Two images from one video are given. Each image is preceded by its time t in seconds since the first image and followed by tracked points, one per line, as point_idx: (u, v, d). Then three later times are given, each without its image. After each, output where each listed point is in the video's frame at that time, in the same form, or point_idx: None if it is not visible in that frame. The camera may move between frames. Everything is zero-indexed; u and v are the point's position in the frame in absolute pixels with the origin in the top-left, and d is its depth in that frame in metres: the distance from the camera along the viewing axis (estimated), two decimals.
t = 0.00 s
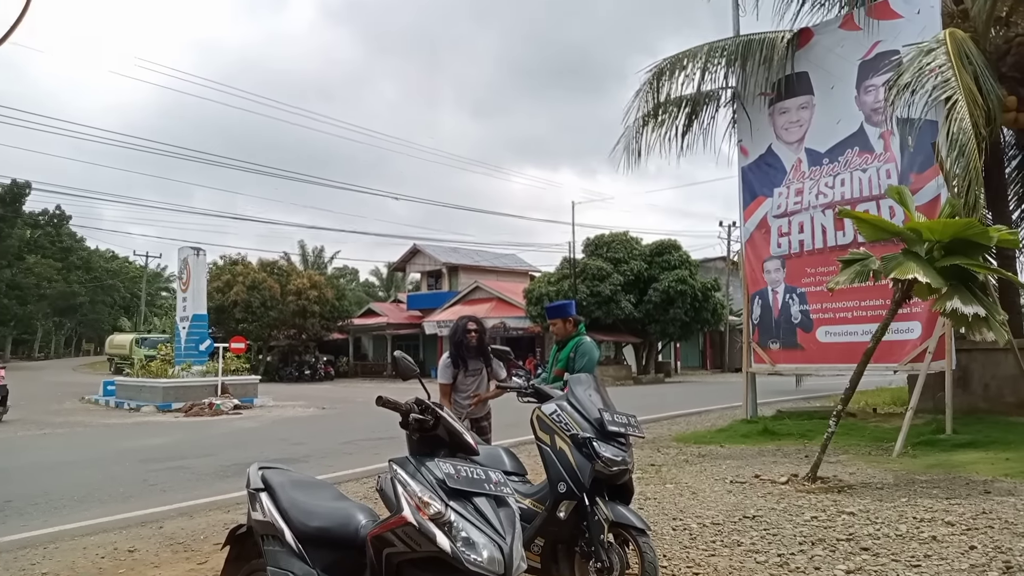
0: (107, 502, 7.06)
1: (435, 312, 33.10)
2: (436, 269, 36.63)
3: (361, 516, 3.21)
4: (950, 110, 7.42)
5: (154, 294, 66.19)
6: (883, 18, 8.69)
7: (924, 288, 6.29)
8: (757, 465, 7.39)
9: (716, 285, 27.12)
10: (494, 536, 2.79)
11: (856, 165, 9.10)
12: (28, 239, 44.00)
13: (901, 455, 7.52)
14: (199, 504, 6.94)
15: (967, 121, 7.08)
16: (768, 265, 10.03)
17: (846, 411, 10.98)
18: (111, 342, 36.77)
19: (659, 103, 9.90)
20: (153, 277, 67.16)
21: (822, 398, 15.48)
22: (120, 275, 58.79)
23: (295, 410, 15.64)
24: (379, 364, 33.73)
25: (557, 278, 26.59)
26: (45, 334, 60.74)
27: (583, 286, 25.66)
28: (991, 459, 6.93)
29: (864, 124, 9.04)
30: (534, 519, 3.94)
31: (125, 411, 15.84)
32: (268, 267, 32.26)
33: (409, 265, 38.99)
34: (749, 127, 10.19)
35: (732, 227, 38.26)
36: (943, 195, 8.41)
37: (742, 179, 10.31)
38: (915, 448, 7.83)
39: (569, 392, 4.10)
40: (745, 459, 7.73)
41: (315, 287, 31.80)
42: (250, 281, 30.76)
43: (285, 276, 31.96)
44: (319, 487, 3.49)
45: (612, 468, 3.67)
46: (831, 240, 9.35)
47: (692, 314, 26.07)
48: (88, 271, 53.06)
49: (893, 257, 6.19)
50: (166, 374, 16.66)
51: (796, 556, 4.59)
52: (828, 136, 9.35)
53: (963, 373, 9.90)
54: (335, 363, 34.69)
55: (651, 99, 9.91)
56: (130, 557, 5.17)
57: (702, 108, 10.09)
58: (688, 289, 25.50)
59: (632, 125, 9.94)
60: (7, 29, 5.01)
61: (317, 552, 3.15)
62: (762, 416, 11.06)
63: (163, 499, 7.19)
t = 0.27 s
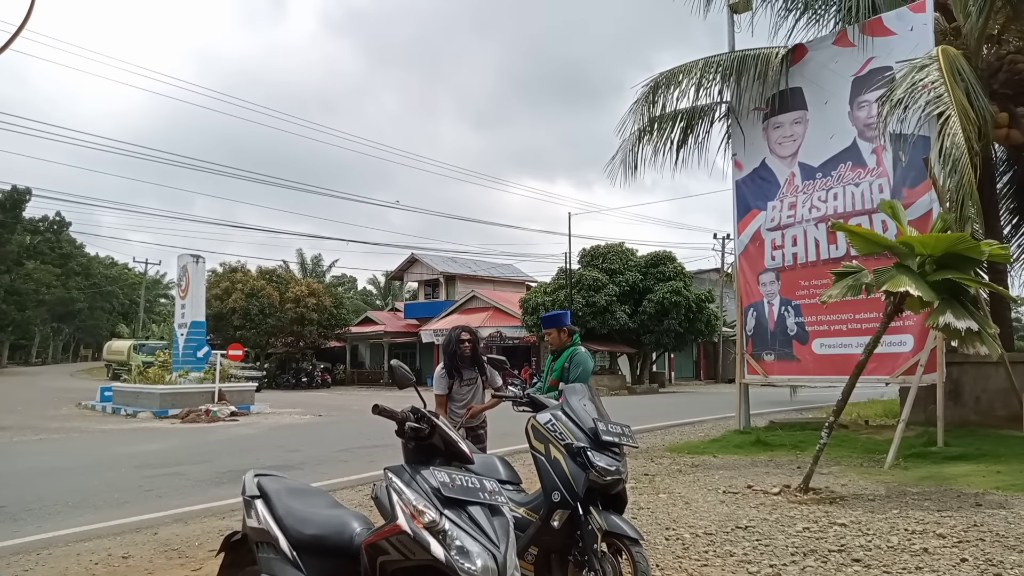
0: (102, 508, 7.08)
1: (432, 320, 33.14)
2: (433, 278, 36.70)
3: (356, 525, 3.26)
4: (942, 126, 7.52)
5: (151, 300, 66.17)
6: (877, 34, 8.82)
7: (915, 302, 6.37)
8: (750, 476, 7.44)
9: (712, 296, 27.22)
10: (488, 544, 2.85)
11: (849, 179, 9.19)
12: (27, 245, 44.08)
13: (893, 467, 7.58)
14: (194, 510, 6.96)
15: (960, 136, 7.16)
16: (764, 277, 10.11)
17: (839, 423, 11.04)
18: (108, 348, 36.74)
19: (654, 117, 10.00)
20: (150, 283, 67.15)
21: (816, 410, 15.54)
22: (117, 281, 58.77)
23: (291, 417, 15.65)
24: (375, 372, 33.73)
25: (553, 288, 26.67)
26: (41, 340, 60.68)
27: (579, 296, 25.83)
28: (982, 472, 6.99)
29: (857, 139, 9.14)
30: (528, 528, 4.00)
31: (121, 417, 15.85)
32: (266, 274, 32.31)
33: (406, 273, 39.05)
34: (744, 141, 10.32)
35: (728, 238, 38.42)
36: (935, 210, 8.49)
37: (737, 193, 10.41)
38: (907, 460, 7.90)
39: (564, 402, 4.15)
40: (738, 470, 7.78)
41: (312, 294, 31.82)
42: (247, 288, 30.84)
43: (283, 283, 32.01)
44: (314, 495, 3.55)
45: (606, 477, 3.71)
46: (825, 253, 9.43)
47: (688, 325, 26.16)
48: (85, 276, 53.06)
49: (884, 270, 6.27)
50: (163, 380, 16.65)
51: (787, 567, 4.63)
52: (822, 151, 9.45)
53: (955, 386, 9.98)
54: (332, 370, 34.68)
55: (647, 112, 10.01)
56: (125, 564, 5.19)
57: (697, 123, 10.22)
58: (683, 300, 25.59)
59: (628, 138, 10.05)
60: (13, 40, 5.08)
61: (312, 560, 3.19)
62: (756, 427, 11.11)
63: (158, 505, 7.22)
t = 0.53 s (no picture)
0: (98, 516, 7.05)
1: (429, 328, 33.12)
2: (431, 285, 36.71)
3: (351, 533, 3.25)
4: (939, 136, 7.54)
5: (148, 307, 66.08)
6: (873, 45, 8.87)
7: (913, 311, 6.38)
8: (747, 485, 7.44)
9: (709, 305, 27.23)
10: (485, 553, 2.84)
11: (846, 189, 9.23)
12: (24, 251, 44.04)
13: (890, 476, 7.58)
14: (190, 518, 6.94)
15: (957, 146, 7.18)
16: (762, 286, 10.13)
17: (837, 432, 11.04)
18: (104, 355, 36.66)
19: (652, 126, 10.04)
20: (147, 290, 67.08)
21: (813, 419, 15.54)
22: (114, 288, 58.72)
23: (287, 425, 15.61)
24: (372, 380, 33.68)
25: (551, 296, 26.70)
26: (37, 346, 60.52)
27: (577, 304, 25.86)
28: (979, 482, 6.99)
29: (854, 148, 9.18)
30: (525, 537, 3.99)
31: (117, 424, 15.79)
32: (263, 281, 32.29)
33: (404, 281, 39.05)
34: (741, 150, 10.36)
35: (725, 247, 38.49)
36: (932, 219, 8.53)
37: (734, 202, 10.44)
38: (904, 469, 7.90)
39: (561, 410, 4.14)
40: (736, 479, 7.77)
41: (309, 301, 31.80)
42: (244, 295, 30.98)
43: (280, 290, 32.00)
44: (311, 504, 3.53)
45: (603, 486, 3.69)
46: (822, 262, 9.46)
47: (685, 333, 26.17)
48: (83, 283, 53.00)
49: (882, 280, 6.28)
50: (160, 388, 16.62)
51: None
52: (819, 161, 9.49)
53: (952, 395, 9.99)
54: (329, 378, 34.61)
55: (644, 122, 10.04)
56: (121, 572, 5.17)
57: (694, 132, 10.26)
58: (680, 309, 25.61)
59: (626, 147, 10.08)
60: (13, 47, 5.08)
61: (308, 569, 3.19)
62: (754, 436, 11.10)
63: (154, 513, 7.18)
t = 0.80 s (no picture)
0: (97, 520, 7.04)
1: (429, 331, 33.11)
2: (431, 289, 36.71)
3: (351, 538, 3.25)
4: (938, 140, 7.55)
5: (149, 311, 66.12)
6: (872, 49, 8.90)
7: (912, 314, 6.39)
8: (748, 488, 7.43)
9: (709, 308, 27.24)
10: (485, 557, 2.85)
11: (845, 192, 9.24)
12: (23, 255, 44.05)
13: (891, 479, 7.57)
14: (190, 522, 6.93)
15: (956, 149, 7.19)
16: (763, 289, 10.13)
17: (837, 435, 11.04)
18: (104, 359, 36.66)
19: (652, 130, 10.06)
20: (148, 294, 67.11)
21: (813, 422, 15.52)
22: (114, 292, 58.76)
23: (287, 429, 15.60)
24: (372, 384, 33.66)
25: (551, 299, 26.72)
26: (38, 350, 60.52)
27: (577, 308, 25.87)
28: (980, 485, 6.98)
29: (853, 152, 9.19)
30: (525, 541, 3.99)
31: (117, 428, 15.77)
32: (263, 285, 32.29)
33: (404, 284, 39.05)
34: (740, 154, 10.37)
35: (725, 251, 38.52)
36: (931, 223, 8.55)
37: (733, 205, 10.45)
38: (904, 472, 7.89)
39: (561, 414, 4.15)
40: (736, 482, 7.77)
41: (309, 305, 31.81)
42: (244, 299, 30.93)
43: (281, 294, 32.01)
44: (311, 508, 3.53)
45: (603, 490, 3.70)
46: (822, 265, 9.47)
47: (685, 337, 26.16)
48: (83, 287, 53.01)
49: (882, 283, 6.28)
50: (160, 392, 16.62)
51: None
52: (818, 164, 9.51)
53: (952, 399, 9.99)
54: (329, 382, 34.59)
55: (644, 125, 10.06)
56: None
57: (693, 136, 10.27)
58: (680, 312, 25.61)
59: (625, 151, 10.10)
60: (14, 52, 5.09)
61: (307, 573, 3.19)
62: (754, 439, 11.09)
63: (153, 517, 7.17)
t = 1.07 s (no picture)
0: (98, 521, 7.04)
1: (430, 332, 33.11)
2: (431, 289, 36.70)
3: (352, 538, 3.25)
4: (939, 139, 7.54)
5: (149, 311, 66.17)
6: (872, 48, 8.90)
7: (913, 314, 6.38)
8: (749, 488, 7.43)
9: (710, 308, 27.23)
10: (486, 558, 2.84)
11: (846, 192, 9.24)
12: (24, 256, 44.06)
13: (892, 479, 7.57)
14: (191, 523, 6.93)
15: (957, 149, 7.18)
16: (765, 289, 10.13)
17: (838, 435, 11.03)
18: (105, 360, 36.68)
19: (652, 130, 10.06)
20: (148, 295, 67.16)
21: (814, 422, 15.52)
22: (115, 293, 58.81)
23: (288, 429, 15.60)
24: (373, 385, 33.65)
25: (551, 299, 26.76)
26: (38, 351, 60.56)
27: (577, 308, 25.87)
28: (981, 484, 6.98)
29: (854, 152, 9.19)
30: (526, 541, 3.99)
31: (118, 429, 15.77)
32: (264, 286, 32.28)
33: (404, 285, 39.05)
34: (740, 154, 10.38)
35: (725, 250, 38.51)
36: (932, 222, 8.54)
37: (734, 205, 10.45)
38: (906, 472, 7.88)
39: (562, 415, 4.15)
40: (737, 482, 7.76)
41: (310, 305, 31.82)
42: (245, 300, 30.91)
43: (281, 294, 32.00)
44: (312, 509, 3.53)
45: (604, 490, 3.69)
46: (823, 265, 9.47)
47: (686, 336, 26.15)
48: (83, 288, 53.02)
49: (882, 282, 6.28)
50: (160, 392, 16.62)
51: None
52: (819, 164, 9.51)
53: (954, 398, 9.98)
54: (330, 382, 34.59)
55: (644, 126, 10.06)
56: None
57: (694, 136, 10.27)
58: (681, 312, 25.59)
59: (626, 151, 10.10)
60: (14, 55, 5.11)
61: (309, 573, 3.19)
62: (755, 439, 11.09)
63: (154, 518, 7.17)
